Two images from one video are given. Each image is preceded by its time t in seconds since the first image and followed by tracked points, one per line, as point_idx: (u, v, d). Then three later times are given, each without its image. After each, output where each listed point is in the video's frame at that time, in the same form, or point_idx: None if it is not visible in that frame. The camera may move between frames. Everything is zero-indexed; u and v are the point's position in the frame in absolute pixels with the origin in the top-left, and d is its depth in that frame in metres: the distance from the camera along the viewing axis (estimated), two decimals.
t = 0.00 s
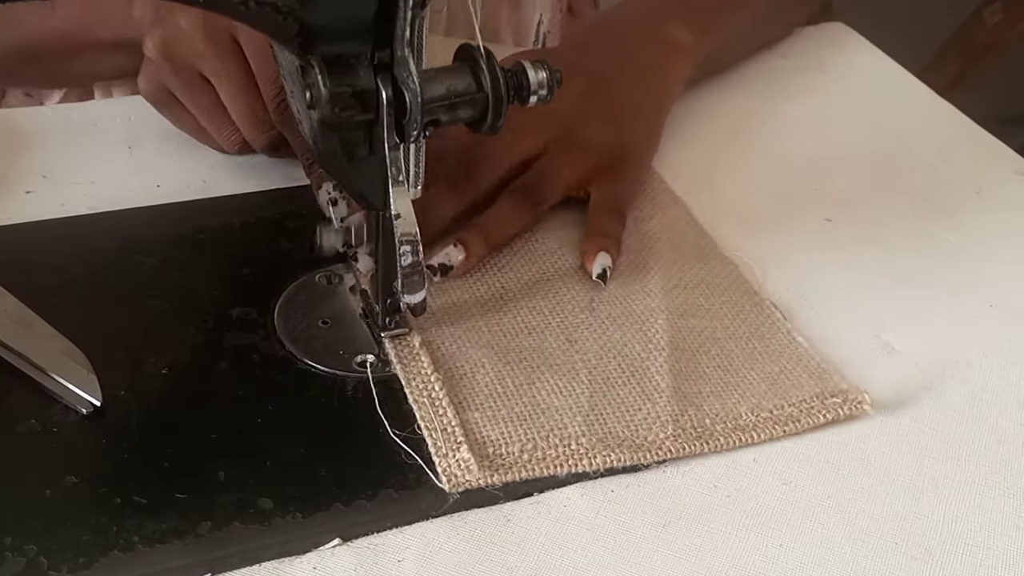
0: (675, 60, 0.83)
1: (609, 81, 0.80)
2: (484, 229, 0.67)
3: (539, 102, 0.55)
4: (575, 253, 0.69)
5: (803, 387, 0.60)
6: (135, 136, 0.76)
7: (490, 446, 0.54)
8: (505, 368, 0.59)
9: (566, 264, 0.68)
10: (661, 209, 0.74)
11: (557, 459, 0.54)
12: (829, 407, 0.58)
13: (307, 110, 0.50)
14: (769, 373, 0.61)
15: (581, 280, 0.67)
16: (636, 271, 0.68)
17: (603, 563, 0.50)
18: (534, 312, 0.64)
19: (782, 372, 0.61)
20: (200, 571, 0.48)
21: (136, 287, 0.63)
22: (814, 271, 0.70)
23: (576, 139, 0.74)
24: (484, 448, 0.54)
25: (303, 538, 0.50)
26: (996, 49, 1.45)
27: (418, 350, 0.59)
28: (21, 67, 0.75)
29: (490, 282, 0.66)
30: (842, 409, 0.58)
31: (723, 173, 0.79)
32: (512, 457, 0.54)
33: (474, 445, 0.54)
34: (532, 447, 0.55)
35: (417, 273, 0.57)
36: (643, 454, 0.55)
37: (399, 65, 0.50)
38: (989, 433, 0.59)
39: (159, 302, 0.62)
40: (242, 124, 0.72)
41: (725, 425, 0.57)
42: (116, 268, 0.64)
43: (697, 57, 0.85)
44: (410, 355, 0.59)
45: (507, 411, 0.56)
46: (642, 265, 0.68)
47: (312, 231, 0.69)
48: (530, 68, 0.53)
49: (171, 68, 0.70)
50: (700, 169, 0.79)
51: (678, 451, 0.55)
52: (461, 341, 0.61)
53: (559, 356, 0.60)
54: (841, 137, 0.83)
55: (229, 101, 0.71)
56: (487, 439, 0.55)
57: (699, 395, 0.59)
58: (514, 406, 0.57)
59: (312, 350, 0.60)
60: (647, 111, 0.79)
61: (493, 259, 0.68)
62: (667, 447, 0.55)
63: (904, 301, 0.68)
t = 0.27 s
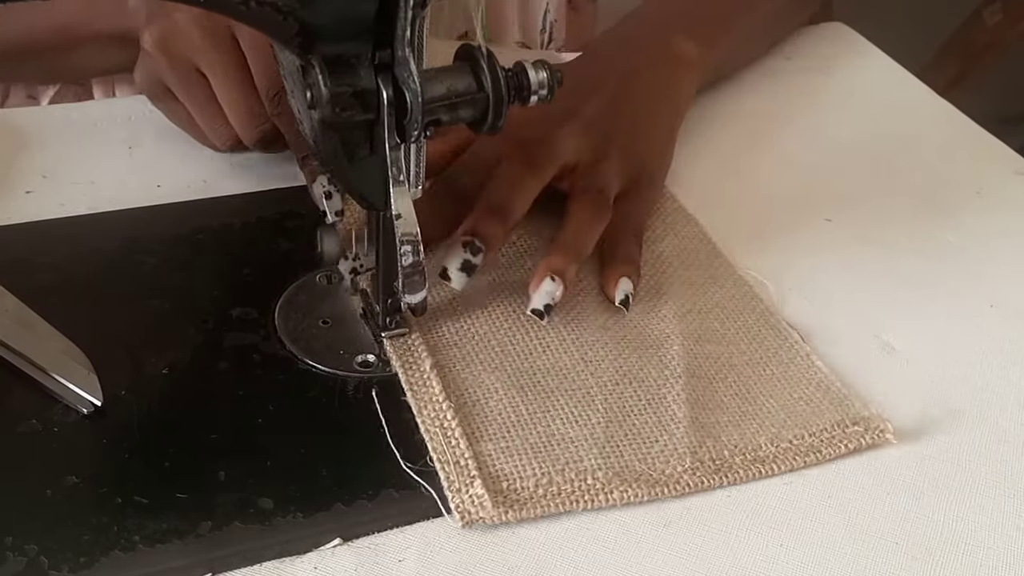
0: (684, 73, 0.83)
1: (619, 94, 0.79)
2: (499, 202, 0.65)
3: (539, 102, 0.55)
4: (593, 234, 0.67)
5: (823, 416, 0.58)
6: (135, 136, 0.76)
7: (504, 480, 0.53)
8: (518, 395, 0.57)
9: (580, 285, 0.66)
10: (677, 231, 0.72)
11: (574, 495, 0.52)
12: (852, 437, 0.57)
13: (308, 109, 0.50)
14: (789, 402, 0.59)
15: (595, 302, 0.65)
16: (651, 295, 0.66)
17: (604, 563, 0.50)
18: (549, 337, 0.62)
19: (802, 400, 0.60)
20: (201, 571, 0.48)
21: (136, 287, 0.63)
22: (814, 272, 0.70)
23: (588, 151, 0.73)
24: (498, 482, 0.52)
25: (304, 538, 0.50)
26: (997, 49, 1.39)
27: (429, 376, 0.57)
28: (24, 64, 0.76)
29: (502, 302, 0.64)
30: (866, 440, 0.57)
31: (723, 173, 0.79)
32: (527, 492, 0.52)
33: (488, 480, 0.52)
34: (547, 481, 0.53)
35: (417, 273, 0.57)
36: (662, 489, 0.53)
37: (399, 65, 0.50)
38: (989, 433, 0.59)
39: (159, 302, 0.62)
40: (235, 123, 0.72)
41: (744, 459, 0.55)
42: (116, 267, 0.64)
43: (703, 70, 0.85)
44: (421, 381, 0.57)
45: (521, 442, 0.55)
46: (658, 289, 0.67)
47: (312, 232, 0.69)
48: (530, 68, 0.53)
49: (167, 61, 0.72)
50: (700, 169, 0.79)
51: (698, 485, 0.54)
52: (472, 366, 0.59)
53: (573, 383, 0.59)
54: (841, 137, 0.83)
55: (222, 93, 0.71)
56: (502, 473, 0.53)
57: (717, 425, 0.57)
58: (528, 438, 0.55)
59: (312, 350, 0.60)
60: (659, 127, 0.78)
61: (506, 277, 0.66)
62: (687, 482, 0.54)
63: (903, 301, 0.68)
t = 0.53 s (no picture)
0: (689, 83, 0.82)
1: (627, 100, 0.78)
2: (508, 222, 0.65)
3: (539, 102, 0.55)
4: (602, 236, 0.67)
5: (849, 440, 0.57)
6: (135, 136, 0.76)
7: (525, 514, 0.51)
8: (537, 424, 0.56)
9: (596, 305, 0.65)
10: (693, 249, 0.71)
11: (597, 527, 0.51)
12: (880, 462, 0.56)
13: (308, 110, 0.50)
14: (814, 426, 0.58)
15: (612, 322, 0.63)
16: (669, 315, 0.64)
17: (604, 562, 0.50)
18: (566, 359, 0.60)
19: (828, 424, 0.58)
20: (200, 571, 0.48)
21: (135, 287, 0.63)
22: (814, 272, 0.70)
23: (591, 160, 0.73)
24: (519, 518, 0.51)
25: (304, 538, 0.50)
26: (997, 48, 1.45)
27: (445, 405, 0.56)
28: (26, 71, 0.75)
29: (518, 325, 0.62)
30: (894, 463, 0.56)
31: (721, 171, 0.78)
32: (549, 525, 0.51)
33: (508, 514, 0.51)
34: (570, 514, 0.51)
35: (417, 273, 0.57)
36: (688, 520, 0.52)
37: (399, 65, 0.51)
38: (989, 432, 0.59)
39: (159, 302, 0.62)
40: (241, 141, 0.71)
41: (771, 486, 0.54)
42: (116, 267, 0.64)
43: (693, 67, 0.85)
44: (437, 412, 0.56)
45: (542, 473, 0.53)
46: (676, 309, 0.65)
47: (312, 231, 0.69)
48: (530, 68, 0.53)
49: (172, 79, 0.71)
50: (701, 168, 0.79)
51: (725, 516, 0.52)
52: (489, 393, 0.57)
53: (593, 409, 0.57)
54: (842, 136, 0.83)
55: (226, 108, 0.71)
56: (522, 507, 0.51)
57: (742, 450, 0.56)
58: (548, 468, 0.53)
59: (312, 350, 0.60)
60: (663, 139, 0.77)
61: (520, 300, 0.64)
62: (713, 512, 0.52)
63: (904, 301, 0.68)
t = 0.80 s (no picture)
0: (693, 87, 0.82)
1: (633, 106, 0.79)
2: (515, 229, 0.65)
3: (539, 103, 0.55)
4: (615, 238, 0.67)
5: (863, 468, 0.57)
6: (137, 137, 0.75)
7: (531, 546, 0.50)
8: (545, 450, 0.55)
9: (605, 325, 0.64)
10: (702, 265, 0.69)
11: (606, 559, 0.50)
12: (897, 491, 0.55)
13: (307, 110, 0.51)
14: (827, 453, 0.57)
15: (621, 344, 0.62)
16: (681, 338, 0.63)
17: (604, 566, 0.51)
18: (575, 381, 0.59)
19: (842, 451, 0.57)
20: (199, 571, 0.49)
21: (135, 286, 0.63)
22: (814, 272, 0.70)
23: (596, 161, 0.74)
24: (525, 549, 0.50)
25: (303, 538, 0.50)
26: (998, 49, 1.45)
27: (451, 429, 0.55)
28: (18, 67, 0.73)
29: (525, 343, 0.61)
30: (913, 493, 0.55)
31: (720, 171, 0.79)
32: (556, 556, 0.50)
33: (514, 545, 0.50)
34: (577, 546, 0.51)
35: (416, 274, 0.56)
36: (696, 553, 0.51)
37: (399, 65, 0.51)
38: (989, 434, 0.59)
39: (158, 302, 0.62)
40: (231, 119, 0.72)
41: (782, 516, 0.53)
42: (115, 266, 0.64)
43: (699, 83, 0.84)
44: (442, 435, 0.55)
45: (548, 501, 0.52)
46: (688, 332, 0.64)
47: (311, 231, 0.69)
48: (529, 68, 0.53)
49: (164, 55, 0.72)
50: (701, 170, 0.79)
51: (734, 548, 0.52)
52: (495, 414, 0.56)
53: (602, 435, 0.56)
54: (841, 136, 0.83)
55: (224, 87, 0.72)
56: (529, 537, 0.51)
57: (753, 479, 0.55)
58: (556, 497, 0.53)
59: (312, 350, 0.60)
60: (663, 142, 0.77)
61: (527, 316, 0.63)
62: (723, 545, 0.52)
63: (904, 301, 0.68)
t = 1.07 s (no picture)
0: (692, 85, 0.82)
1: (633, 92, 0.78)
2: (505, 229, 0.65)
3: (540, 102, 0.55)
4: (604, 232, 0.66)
5: (893, 487, 0.55)
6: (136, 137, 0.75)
7: None
8: (567, 474, 0.53)
9: (624, 342, 0.62)
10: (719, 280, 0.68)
11: None
12: (927, 511, 0.54)
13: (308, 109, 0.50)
14: (854, 471, 0.56)
15: (641, 361, 0.61)
16: (702, 353, 0.62)
17: None
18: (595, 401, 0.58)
19: (869, 469, 0.56)
20: (200, 571, 0.49)
21: (135, 286, 0.63)
22: (815, 272, 0.70)
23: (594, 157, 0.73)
24: None
25: (304, 538, 0.50)
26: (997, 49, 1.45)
27: (470, 454, 0.53)
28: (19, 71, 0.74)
29: (542, 366, 0.60)
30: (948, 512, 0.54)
31: (718, 170, 0.79)
32: None
33: None
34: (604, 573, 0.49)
35: (417, 273, 0.56)
36: None
37: (399, 65, 0.51)
38: (989, 433, 0.60)
39: (159, 301, 0.62)
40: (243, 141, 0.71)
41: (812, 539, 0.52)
42: (116, 266, 0.64)
43: (696, 66, 0.85)
44: (461, 461, 0.53)
45: (573, 527, 0.51)
46: (709, 347, 0.62)
47: (311, 231, 0.68)
48: (530, 68, 0.53)
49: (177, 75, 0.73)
50: (700, 169, 0.79)
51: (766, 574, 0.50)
52: (514, 439, 0.55)
53: (625, 458, 0.55)
54: (842, 136, 0.83)
55: (232, 102, 0.72)
56: (555, 566, 0.49)
57: (781, 499, 0.54)
58: (580, 523, 0.51)
59: (312, 350, 0.60)
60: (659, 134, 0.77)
61: (543, 339, 0.62)
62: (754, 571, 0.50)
63: (905, 300, 0.68)
